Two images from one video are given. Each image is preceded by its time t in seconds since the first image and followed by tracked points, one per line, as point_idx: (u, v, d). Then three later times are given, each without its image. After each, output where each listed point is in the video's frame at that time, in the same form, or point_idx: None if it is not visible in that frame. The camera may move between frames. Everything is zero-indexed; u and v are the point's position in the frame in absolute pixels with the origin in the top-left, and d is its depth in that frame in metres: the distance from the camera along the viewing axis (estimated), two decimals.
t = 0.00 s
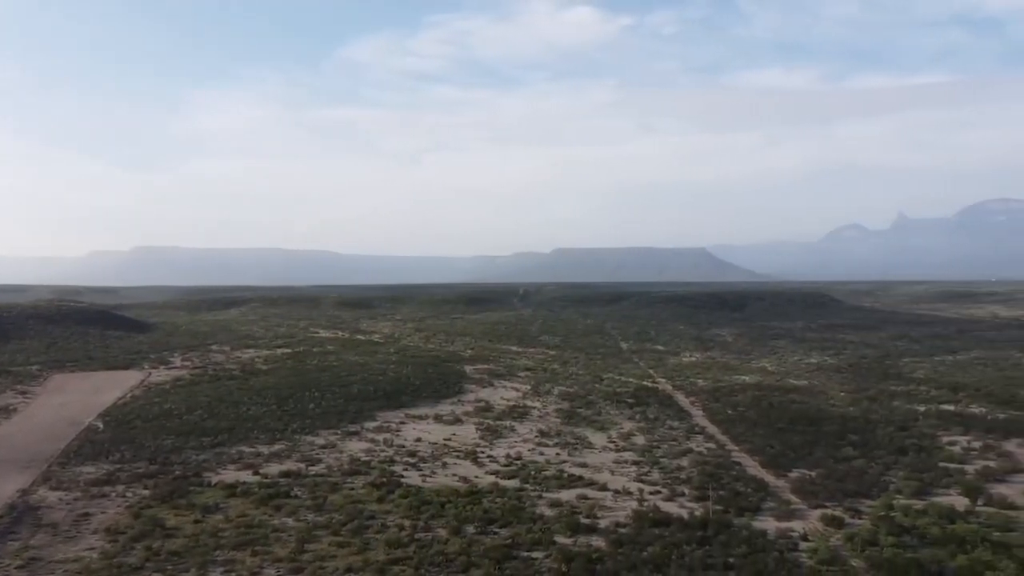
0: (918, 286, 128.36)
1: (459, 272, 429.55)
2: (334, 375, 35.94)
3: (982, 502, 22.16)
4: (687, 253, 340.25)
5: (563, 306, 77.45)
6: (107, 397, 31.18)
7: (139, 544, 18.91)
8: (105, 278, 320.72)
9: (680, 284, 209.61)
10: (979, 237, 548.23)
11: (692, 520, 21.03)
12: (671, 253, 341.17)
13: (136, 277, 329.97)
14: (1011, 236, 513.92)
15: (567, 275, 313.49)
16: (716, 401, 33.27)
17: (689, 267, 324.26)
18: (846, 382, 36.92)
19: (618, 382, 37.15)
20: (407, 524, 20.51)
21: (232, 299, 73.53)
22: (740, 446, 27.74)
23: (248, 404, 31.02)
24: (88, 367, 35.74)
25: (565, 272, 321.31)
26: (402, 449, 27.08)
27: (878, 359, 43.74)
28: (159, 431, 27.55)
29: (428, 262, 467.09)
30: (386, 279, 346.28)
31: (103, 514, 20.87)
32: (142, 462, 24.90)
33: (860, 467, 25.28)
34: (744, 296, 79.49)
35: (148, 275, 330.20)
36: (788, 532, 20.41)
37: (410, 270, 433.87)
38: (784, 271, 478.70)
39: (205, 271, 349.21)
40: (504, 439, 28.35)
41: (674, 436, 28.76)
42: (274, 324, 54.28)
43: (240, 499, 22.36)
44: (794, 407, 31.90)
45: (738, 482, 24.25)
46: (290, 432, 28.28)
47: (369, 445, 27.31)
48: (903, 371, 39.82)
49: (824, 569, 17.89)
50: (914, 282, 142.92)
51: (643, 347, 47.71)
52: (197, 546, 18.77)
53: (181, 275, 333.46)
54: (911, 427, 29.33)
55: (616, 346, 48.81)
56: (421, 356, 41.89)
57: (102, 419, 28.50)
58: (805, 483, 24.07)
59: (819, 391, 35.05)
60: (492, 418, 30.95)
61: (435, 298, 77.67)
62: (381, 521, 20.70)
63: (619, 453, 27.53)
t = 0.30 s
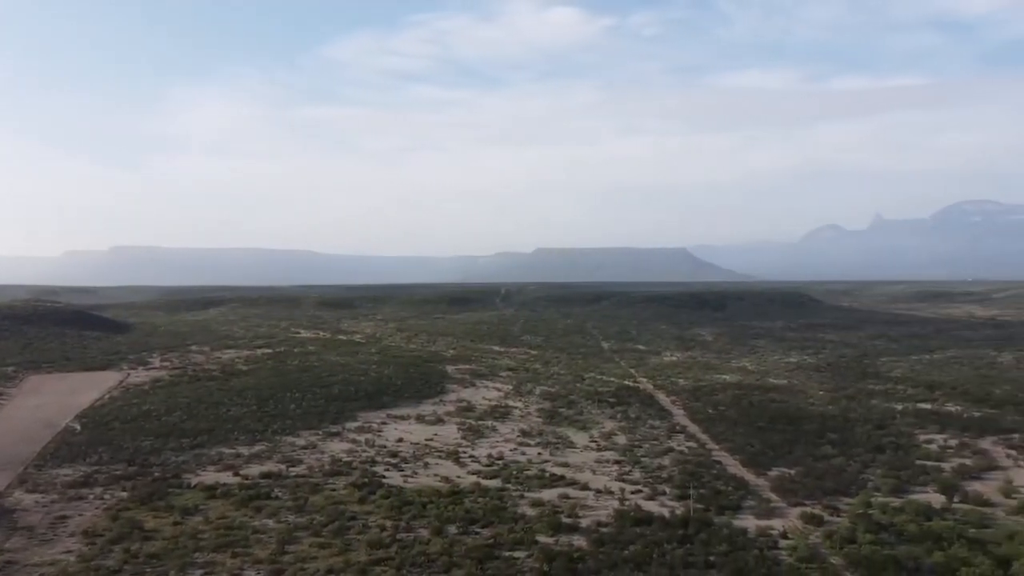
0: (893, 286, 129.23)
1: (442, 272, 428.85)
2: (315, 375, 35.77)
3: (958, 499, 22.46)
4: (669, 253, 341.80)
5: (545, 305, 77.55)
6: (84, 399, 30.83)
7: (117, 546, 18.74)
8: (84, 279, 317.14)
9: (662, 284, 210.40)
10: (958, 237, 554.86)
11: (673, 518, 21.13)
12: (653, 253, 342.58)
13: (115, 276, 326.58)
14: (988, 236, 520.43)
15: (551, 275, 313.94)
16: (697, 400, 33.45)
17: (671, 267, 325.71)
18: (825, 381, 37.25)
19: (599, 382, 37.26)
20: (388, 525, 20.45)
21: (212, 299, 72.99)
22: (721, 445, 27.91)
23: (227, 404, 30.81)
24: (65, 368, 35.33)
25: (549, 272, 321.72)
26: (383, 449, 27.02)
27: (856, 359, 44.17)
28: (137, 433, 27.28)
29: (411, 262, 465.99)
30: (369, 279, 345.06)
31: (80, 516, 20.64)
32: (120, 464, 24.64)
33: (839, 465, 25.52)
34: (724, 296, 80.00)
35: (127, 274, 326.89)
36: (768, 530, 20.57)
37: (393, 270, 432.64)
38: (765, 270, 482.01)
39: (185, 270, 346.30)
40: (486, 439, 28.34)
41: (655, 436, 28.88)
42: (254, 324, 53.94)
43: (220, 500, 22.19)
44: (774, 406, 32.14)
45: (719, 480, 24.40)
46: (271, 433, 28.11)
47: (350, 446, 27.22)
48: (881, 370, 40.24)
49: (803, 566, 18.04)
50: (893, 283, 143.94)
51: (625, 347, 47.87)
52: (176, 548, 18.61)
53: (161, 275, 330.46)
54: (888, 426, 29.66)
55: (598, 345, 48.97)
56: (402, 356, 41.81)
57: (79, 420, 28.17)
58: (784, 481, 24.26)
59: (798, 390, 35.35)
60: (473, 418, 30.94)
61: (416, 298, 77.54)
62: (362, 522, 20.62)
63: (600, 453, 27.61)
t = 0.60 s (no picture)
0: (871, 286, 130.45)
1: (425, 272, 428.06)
2: (295, 376, 35.60)
3: (935, 496, 22.72)
4: (652, 253, 343.24)
5: (526, 305, 77.72)
6: (61, 400, 30.48)
7: (95, 549, 18.54)
8: (62, 279, 313.51)
9: (644, 284, 211.17)
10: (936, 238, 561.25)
11: (654, 517, 21.24)
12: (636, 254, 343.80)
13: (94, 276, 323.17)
14: (966, 237, 526.82)
15: (534, 275, 314.27)
16: (678, 399, 33.64)
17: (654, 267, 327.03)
18: (803, 380, 37.58)
19: (580, 381, 37.35)
20: (369, 526, 20.39)
21: (191, 299, 72.40)
22: (702, 444, 28.08)
23: (207, 405, 30.58)
24: (41, 369, 34.91)
25: (532, 272, 322.05)
26: (364, 449, 26.93)
27: (834, 358, 44.59)
28: (115, 434, 27.02)
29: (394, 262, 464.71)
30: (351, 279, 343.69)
31: (57, 519, 20.41)
32: (97, 466, 24.40)
33: (818, 464, 25.75)
34: (705, 296, 80.50)
35: (107, 274, 323.52)
36: (748, 528, 20.71)
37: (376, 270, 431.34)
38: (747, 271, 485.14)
39: (166, 270, 343.31)
40: (468, 440, 28.33)
41: (636, 435, 29.00)
42: (233, 325, 53.62)
43: (200, 502, 22.03)
44: (754, 405, 32.37)
45: (699, 479, 24.55)
46: (251, 434, 27.94)
47: (331, 447, 27.11)
48: (859, 369, 40.65)
49: (782, 564, 18.18)
50: (871, 283, 145.09)
51: (606, 347, 48.04)
52: (155, 550, 18.45)
53: (141, 275, 327.33)
54: (866, 424, 29.95)
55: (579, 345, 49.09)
56: (384, 356, 41.69)
57: (56, 422, 27.86)
58: (764, 480, 24.45)
59: (778, 389, 35.62)
60: (455, 418, 30.91)
61: (398, 298, 77.42)
62: (343, 523, 20.54)
63: (582, 452, 27.68)
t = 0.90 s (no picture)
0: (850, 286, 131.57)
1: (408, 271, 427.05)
2: (276, 376, 35.40)
3: (912, 494, 22.99)
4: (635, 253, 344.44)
5: (508, 305, 77.83)
6: (37, 402, 30.13)
7: (72, 552, 18.34)
8: (40, 279, 309.63)
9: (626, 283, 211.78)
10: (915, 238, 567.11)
11: (635, 516, 21.32)
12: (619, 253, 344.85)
13: (73, 275, 319.62)
14: (944, 237, 532.78)
15: (517, 275, 314.48)
16: (659, 398, 33.80)
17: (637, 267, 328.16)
18: (783, 379, 37.88)
19: (562, 381, 37.42)
20: (350, 526, 20.32)
21: (169, 299, 71.77)
22: (683, 443, 28.22)
23: (186, 406, 30.35)
24: (16, 371, 34.47)
25: (515, 271, 322.21)
26: (345, 450, 26.84)
27: (813, 357, 44.96)
28: (93, 436, 26.74)
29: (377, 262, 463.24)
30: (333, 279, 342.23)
31: (33, 522, 20.17)
32: (75, 468, 24.13)
33: (797, 462, 25.97)
34: (685, 296, 80.93)
35: (86, 274, 319.94)
36: (729, 527, 20.84)
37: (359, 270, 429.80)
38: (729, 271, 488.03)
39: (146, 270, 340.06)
40: (449, 440, 28.30)
41: (618, 435, 29.10)
42: (213, 325, 53.25)
43: (179, 504, 21.85)
44: (734, 404, 32.57)
45: (680, 478, 24.68)
46: (231, 435, 27.76)
47: (312, 448, 26.99)
48: (837, 368, 41.03)
49: (763, 562, 18.30)
50: (850, 283, 145.82)
51: (587, 346, 48.17)
52: (133, 553, 18.28)
53: (121, 275, 324.06)
54: (845, 423, 30.25)
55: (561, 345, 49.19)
56: (365, 357, 41.56)
57: (31, 424, 27.53)
58: (744, 478, 24.62)
59: (757, 388, 35.88)
60: (436, 418, 30.86)
61: (379, 298, 77.25)
62: (324, 524, 20.45)
63: (563, 452, 27.73)
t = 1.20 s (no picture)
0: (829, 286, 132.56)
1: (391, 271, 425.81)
2: (256, 377, 35.21)
3: (889, 492, 23.23)
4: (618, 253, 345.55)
5: (490, 305, 77.93)
6: (13, 403, 29.76)
7: (48, 556, 18.12)
8: (17, 279, 305.72)
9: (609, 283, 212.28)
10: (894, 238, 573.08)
11: (616, 515, 21.40)
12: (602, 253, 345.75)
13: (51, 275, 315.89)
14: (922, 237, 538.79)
15: (501, 275, 314.54)
16: (640, 398, 33.96)
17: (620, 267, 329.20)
18: (763, 378, 38.19)
19: (543, 381, 37.49)
20: (331, 527, 20.25)
21: (148, 300, 71.18)
22: (663, 442, 28.37)
23: (165, 407, 30.10)
24: None
25: (499, 271, 322.25)
26: (326, 451, 26.74)
27: (793, 356, 45.32)
28: (70, 438, 26.44)
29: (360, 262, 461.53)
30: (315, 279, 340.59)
31: (8, 524, 19.92)
32: (51, 470, 23.84)
33: (777, 461, 26.19)
34: (667, 296, 81.35)
35: (64, 274, 316.20)
36: (709, 525, 20.96)
37: (341, 270, 428.09)
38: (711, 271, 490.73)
39: (125, 270, 336.75)
40: (431, 440, 28.26)
41: (599, 434, 29.19)
42: (192, 325, 52.86)
43: (158, 506, 21.67)
44: (714, 403, 32.79)
45: (661, 477, 24.80)
46: (210, 436, 27.57)
47: (292, 449, 26.85)
48: (816, 367, 41.42)
49: (743, 560, 18.43)
50: (829, 283, 146.85)
51: (569, 346, 48.31)
52: (111, 556, 18.10)
53: (100, 275, 320.68)
54: (824, 421, 30.54)
55: (543, 345, 49.29)
56: (346, 357, 41.43)
57: (7, 426, 27.18)
58: (724, 477, 24.79)
59: (737, 387, 36.14)
60: (418, 418, 30.81)
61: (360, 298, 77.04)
62: (305, 525, 20.36)
63: (545, 451, 27.78)
